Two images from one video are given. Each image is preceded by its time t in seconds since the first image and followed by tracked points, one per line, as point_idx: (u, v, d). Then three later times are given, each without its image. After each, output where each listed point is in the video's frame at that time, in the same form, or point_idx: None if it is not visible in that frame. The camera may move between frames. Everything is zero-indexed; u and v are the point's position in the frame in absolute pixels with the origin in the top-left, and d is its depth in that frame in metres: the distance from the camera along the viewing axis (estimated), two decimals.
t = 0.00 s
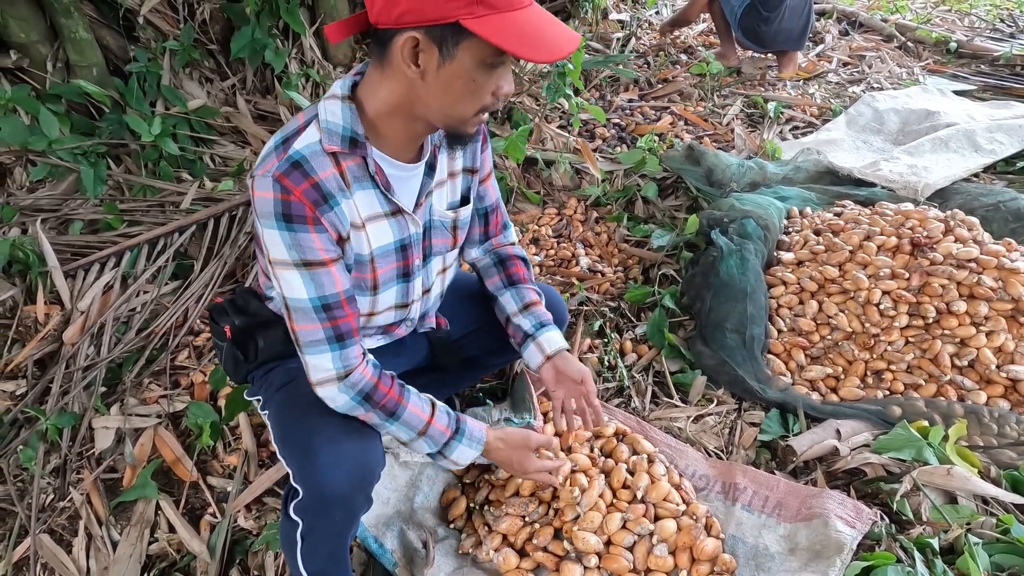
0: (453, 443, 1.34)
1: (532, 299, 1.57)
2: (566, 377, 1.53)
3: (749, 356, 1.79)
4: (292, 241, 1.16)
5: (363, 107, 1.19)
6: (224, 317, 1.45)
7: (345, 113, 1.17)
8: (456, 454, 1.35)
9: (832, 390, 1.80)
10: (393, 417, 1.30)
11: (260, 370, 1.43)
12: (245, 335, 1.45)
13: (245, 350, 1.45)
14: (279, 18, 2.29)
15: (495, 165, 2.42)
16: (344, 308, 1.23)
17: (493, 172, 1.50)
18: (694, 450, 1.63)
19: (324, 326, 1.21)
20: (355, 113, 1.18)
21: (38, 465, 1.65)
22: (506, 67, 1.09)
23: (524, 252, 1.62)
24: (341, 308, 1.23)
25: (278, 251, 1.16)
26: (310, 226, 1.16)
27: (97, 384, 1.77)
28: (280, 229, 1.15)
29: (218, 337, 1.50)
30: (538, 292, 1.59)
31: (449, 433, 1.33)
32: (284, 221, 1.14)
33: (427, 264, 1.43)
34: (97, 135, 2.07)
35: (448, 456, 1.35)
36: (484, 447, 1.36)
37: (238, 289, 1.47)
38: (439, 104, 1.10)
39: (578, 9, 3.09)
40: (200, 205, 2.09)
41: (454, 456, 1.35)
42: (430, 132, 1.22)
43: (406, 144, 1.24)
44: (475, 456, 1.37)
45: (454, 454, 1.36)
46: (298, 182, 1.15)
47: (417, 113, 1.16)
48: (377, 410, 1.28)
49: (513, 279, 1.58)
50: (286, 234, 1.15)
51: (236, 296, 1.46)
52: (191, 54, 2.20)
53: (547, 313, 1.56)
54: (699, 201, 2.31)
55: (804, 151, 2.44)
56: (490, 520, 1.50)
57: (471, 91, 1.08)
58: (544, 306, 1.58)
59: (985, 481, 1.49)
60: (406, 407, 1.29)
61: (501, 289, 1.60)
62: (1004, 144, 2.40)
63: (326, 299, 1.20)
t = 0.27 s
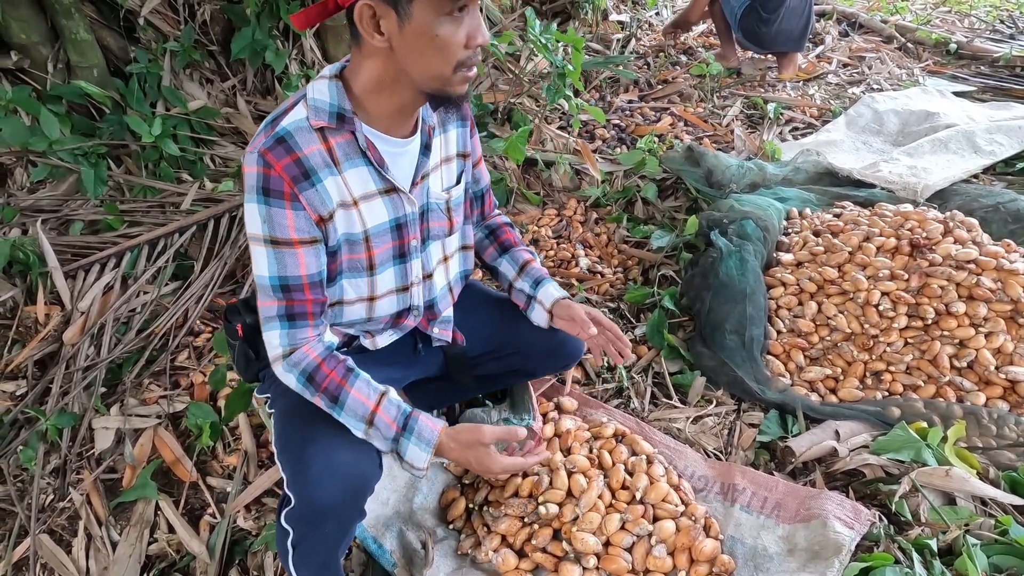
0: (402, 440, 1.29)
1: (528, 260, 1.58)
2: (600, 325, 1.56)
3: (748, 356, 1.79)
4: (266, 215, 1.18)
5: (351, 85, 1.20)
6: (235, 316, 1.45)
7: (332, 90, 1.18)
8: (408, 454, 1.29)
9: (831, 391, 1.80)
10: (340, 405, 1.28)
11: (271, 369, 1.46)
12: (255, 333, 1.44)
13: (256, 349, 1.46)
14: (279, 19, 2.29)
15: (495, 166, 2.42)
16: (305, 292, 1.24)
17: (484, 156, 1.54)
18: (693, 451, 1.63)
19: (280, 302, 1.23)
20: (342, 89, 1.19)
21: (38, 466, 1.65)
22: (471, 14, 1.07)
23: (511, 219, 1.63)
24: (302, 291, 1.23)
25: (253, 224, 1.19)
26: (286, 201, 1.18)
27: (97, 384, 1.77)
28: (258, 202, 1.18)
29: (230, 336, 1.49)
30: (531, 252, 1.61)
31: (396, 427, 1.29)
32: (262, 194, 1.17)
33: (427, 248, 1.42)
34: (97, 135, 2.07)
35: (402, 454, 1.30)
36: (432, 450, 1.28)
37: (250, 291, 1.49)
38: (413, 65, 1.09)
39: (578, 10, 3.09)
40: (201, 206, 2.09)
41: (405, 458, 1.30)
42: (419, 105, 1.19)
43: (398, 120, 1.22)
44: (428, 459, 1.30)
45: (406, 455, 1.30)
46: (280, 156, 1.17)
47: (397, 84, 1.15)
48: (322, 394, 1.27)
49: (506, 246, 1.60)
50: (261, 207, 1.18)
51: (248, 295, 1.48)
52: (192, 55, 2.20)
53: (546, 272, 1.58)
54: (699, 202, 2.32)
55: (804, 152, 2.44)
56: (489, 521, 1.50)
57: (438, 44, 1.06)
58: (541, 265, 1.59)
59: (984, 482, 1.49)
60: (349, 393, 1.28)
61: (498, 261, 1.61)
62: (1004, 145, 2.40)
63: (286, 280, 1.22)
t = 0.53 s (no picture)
0: (385, 415, 1.27)
1: (522, 247, 1.59)
2: (590, 301, 1.54)
3: (748, 357, 1.79)
4: (257, 198, 1.20)
5: (338, 71, 1.24)
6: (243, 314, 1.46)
7: (322, 76, 1.22)
8: (393, 430, 1.26)
9: (832, 392, 1.80)
10: (320, 384, 1.26)
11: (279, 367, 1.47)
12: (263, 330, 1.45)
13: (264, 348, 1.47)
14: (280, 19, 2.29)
15: (495, 166, 2.42)
16: (292, 277, 1.24)
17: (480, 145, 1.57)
18: (693, 452, 1.63)
19: (266, 286, 1.24)
20: (331, 74, 1.22)
21: (37, 466, 1.65)
22: None
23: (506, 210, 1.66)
24: (288, 276, 1.24)
25: (244, 208, 1.21)
26: (275, 184, 1.20)
27: (97, 385, 1.77)
28: (248, 186, 1.20)
29: (240, 333, 1.50)
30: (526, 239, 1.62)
31: (379, 404, 1.26)
32: (253, 177, 1.20)
33: (432, 233, 1.41)
34: (98, 136, 2.07)
35: (386, 432, 1.27)
36: (417, 424, 1.25)
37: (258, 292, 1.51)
38: (381, 44, 1.14)
39: (578, 11, 3.10)
40: (200, 207, 2.09)
41: (386, 434, 1.26)
42: (401, 85, 1.23)
43: (386, 102, 1.25)
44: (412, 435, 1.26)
45: (389, 431, 1.26)
46: (271, 141, 1.20)
47: (371, 66, 1.19)
48: (303, 373, 1.25)
49: (500, 234, 1.62)
50: (252, 191, 1.20)
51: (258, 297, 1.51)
52: (192, 56, 2.20)
53: (539, 255, 1.58)
54: (700, 204, 2.31)
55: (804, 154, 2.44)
56: (489, 521, 1.50)
57: (399, 20, 1.11)
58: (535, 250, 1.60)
59: (985, 483, 1.48)
60: (331, 371, 1.25)
61: (493, 250, 1.63)
62: (1004, 146, 2.40)
63: (273, 263, 1.22)
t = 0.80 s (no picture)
0: (360, 390, 1.15)
1: (542, 225, 1.56)
2: (614, 263, 1.46)
3: (749, 361, 1.79)
4: (242, 186, 1.21)
5: (333, 67, 1.26)
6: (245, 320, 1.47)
7: (315, 70, 1.24)
8: (366, 404, 1.14)
9: (832, 396, 1.80)
10: (293, 364, 1.18)
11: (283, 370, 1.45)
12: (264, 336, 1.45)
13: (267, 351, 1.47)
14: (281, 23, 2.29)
15: (496, 169, 2.42)
16: (271, 266, 1.23)
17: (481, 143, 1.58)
18: (693, 456, 1.62)
19: (245, 275, 1.23)
20: (325, 70, 1.25)
21: (37, 469, 1.65)
22: None
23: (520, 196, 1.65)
24: (268, 265, 1.23)
25: (231, 198, 1.22)
26: (263, 174, 1.21)
27: (97, 388, 1.77)
28: (235, 174, 1.21)
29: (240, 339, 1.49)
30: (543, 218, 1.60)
31: (352, 374, 1.16)
32: (240, 166, 1.21)
33: (428, 230, 1.41)
34: (99, 139, 2.07)
35: (360, 407, 1.15)
36: (395, 393, 1.12)
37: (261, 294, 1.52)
38: (366, 38, 1.15)
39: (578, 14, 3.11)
40: (201, 210, 2.10)
41: (363, 409, 1.14)
42: (391, 81, 1.24)
43: (377, 97, 1.27)
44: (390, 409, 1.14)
45: (365, 406, 1.15)
46: (261, 132, 1.22)
47: (360, 61, 1.20)
48: (275, 356, 1.19)
49: (518, 219, 1.60)
50: (238, 179, 1.21)
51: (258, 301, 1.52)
52: (193, 59, 2.21)
53: (560, 230, 1.55)
54: (700, 207, 2.32)
55: (804, 157, 2.44)
56: (489, 525, 1.50)
57: (381, 15, 1.12)
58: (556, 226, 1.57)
59: (985, 487, 1.47)
60: (302, 349, 1.17)
61: (514, 235, 1.61)
62: (1004, 149, 2.40)
63: (254, 252, 1.22)
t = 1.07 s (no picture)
0: (393, 367, 1.16)
1: (539, 219, 1.57)
2: (616, 232, 1.47)
3: (750, 364, 1.79)
4: (264, 188, 1.22)
5: (343, 71, 1.26)
6: (246, 322, 1.48)
7: (327, 73, 1.25)
8: (402, 380, 1.16)
9: (833, 399, 1.79)
10: (332, 352, 1.21)
11: (283, 373, 1.45)
12: (265, 338, 1.47)
13: (267, 354, 1.48)
14: (283, 25, 2.29)
15: (497, 172, 2.42)
16: (303, 265, 1.25)
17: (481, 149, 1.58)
18: (694, 459, 1.62)
19: (279, 275, 1.25)
20: (336, 73, 1.26)
21: (38, 471, 1.65)
22: None
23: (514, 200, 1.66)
24: (299, 264, 1.24)
25: (253, 199, 1.22)
26: (281, 174, 1.22)
27: (99, 390, 1.77)
28: (256, 176, 1.22)
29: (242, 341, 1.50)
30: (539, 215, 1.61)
31: (382, 353, 1.16)
32: (260, 168, 1.21)
33: (432, 232, 1.42)
34: (101, 141, 2.08)
35: (397, 383, 1.17)
36: (424, 366, 1.12)
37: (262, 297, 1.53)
38: (372, 46, 1.16)
39: (579, 16, 3.12)
40: (203, 212, 2.10)
41: (399, 384, 1.15)
42: (402, 85, 1.24)
43: (388, 100, 1.27)
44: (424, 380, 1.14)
45: (401, 381, 1.16)
46: (277, 133, 1.22)
47: (367, 67, 1.21)
48: (316, 348, 1.22)
49: (514, 217, 1.60)
50: (260, 180, 1.21)
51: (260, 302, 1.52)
52: (195, 61, 2.21)
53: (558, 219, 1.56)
54: (701, 209, 2.32)
55: (805, 159, 2.44)
56: (490, 528, 1.50)
57: (384, 24, 1.13)
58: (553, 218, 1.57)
59: (987, 491, 1.47)
60: (336, 338, 1.19)
61: (511, 233, 1.60)
62: (1006, 152, 2.39)
63: (285, 251, 1.23)
